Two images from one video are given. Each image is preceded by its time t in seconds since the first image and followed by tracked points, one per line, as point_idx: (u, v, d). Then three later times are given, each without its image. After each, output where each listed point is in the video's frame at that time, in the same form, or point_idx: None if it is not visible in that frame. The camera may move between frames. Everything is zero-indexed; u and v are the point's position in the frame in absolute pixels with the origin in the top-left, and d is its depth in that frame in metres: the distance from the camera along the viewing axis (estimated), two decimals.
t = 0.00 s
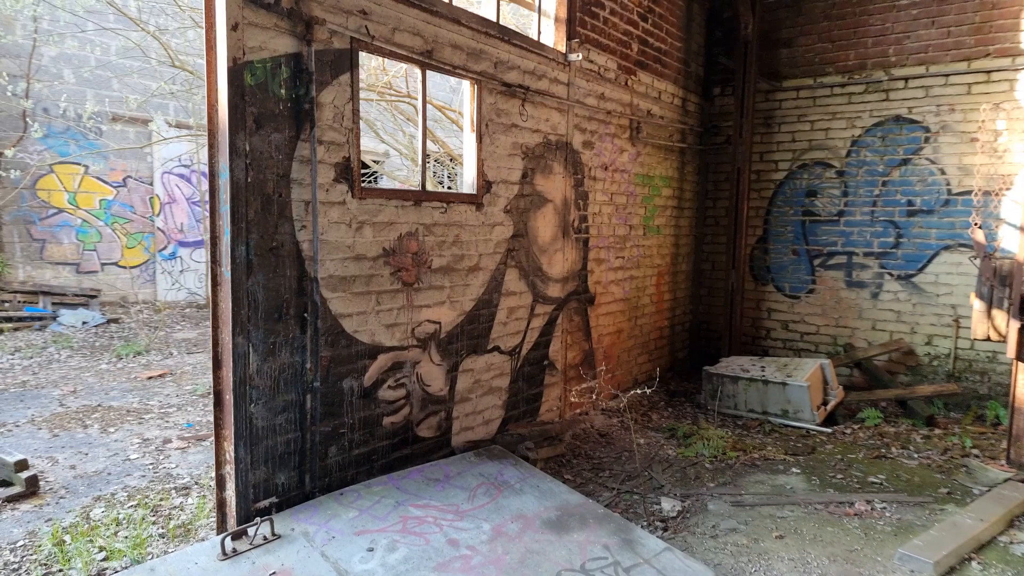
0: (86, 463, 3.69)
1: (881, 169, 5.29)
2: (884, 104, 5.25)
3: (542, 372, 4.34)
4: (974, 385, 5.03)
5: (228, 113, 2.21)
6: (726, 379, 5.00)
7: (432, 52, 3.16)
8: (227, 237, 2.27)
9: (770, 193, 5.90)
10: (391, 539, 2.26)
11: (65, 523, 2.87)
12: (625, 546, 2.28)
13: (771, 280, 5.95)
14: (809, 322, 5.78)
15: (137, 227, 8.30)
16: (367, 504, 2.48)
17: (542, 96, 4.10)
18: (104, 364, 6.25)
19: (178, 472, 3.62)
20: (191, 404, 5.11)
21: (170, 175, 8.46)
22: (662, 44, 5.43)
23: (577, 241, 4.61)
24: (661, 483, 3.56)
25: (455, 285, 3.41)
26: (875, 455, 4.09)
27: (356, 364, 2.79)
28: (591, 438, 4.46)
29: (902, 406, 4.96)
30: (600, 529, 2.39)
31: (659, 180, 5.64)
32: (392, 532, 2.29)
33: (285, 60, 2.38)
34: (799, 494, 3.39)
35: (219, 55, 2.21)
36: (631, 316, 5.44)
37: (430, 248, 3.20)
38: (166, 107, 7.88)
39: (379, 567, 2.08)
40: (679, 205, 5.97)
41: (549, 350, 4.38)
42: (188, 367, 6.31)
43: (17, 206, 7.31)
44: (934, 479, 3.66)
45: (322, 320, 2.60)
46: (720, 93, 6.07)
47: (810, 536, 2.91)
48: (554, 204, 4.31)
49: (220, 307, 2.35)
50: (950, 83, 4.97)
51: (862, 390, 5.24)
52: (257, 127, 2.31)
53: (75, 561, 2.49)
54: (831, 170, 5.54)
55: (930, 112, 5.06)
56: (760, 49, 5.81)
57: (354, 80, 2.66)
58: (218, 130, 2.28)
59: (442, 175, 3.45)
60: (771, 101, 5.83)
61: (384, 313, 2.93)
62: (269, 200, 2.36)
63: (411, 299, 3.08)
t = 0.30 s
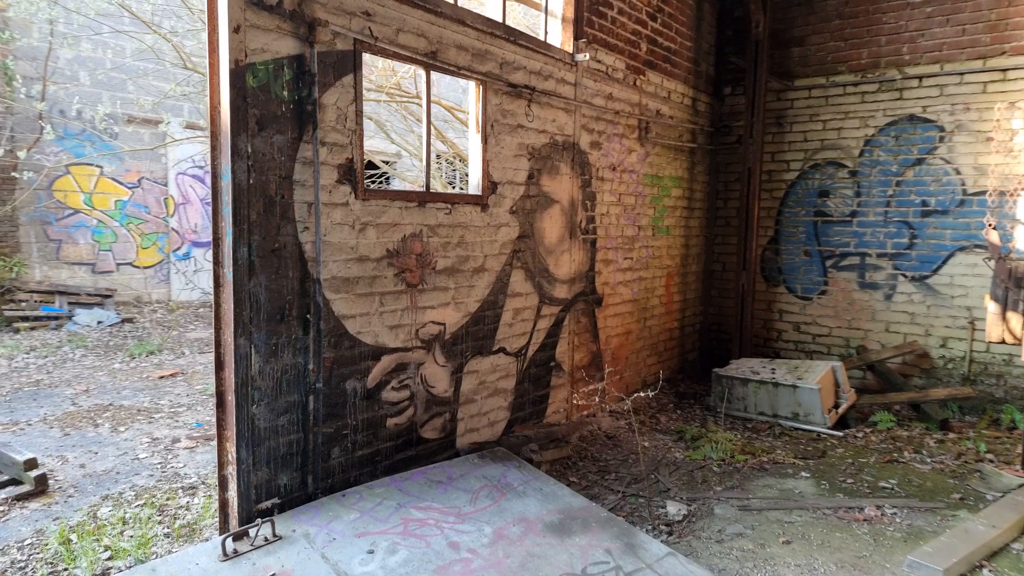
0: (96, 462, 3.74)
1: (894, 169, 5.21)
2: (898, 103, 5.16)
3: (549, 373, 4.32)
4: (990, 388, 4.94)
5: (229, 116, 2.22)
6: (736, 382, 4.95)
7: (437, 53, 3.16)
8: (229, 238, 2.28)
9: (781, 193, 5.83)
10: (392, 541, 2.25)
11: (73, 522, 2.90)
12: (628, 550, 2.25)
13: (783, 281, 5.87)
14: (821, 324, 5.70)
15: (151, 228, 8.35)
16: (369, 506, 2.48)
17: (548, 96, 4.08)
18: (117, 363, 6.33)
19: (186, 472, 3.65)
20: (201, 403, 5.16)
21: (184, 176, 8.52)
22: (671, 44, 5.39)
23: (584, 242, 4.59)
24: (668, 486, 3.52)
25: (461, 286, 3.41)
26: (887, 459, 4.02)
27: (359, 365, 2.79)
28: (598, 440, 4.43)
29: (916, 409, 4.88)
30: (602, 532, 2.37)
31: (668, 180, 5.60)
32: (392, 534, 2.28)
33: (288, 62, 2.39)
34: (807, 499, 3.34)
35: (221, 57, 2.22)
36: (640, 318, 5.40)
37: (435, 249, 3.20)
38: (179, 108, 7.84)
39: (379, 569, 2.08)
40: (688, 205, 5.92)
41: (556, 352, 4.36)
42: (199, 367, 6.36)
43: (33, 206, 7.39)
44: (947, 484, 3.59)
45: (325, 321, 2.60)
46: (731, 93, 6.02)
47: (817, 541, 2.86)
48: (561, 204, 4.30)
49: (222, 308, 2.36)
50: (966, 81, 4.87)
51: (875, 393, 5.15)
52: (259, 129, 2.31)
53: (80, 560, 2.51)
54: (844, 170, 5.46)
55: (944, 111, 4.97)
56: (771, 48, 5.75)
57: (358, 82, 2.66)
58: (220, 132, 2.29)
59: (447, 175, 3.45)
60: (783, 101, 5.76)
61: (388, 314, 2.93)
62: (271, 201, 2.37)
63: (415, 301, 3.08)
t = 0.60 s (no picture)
0: (108, 460, 3.78)
1: (913, 168, 5.10)
2: (916, 101, 5.05)
3: (557, 374, 4.29)
4: (1011, 392, 4.81)
5: (232, 118, 2.23)
6: (749, 384, 4.87)
7: (443, 53, 3.15)
8: (232, 238, 2.29)
9: (796, 193, 5.74)
10: (393, 542, 2.24)
11: (82, 519, 2.94)
12: (630, 554, 2.22)
13: (798, 282, 5.78)
14: (837, 326, 5.60)
15: (169, 227, 8.50)
16: (372, 506, 2.47)
17: (557, 95, 4.06)
18: (134, 361, 6.42)
19: (195, 470, 3.68)
20: (213, 401, 5.20)
21: (201, 176, 8.73)
22: (683, 42, 5.33)
23: (594, 242, 4.55)
24: (675, 490, 3.48)
25: (467, 287, 3.39)
26: (902, 464, 3.93)
27: (363, 365, 2.79)
28: (606, 441, 4.39)
29: (933, 413, 4.77)
30: (605, 536, 2.34)
31: (681, 179, 5.54)
32: (393, 536, 2.27)
33: (291, 62, 2.39)
34: (818, 504, 3.28)
35: (224, 58, 2.23)
36: (651, 319, 5.34)
37: (440, 249, 3.18)
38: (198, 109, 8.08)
39: (379, 571, 2.07)
40: (701, 205, 5.85)
41: (564, 353, 4.33)
42: (212, 366, 6.42)
43: (54, 206, 7.43)
44: (963, 490, 3.50)
45: (328, 321, 2.60)
46: (745, 91, 5.94)
47: (827, 548, 2.81)
48: (570, 204, 4.27)
49: (225, 308, 2.37)
50: (986, 79, 4.76)
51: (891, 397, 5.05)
52: (262, 129, 2.32)
53: (87, 557, 2.54)
54: (860, 169, 5.36)
55: (964, 108, 4.85)
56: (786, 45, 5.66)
57: (362, 83, 2.66)
58: (224, 133, 2.30)
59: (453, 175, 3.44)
60: (798, 99, 5.67)
61: (393, 314, 2.92)
62: (274, 202, 2.37)
63: (420, 301, 3.07)
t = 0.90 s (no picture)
0: (117, 458, 3.83)
1: (926, 168, 5.01)
2: (929, 99, 4.97)
3: (564, 375, 4.27)
4: None
5: (234, 119, 2.24)
6: (758, 386, 4.82)
7: (447, 53, 3.15)
8: (234, 239, 2.30)
9: (808, 193, 5.67)
10: (393, 542, 2.24)
11: (89, 516, 2.97)
12: (632, 557, 2.20)
13: (809, 283, 5.71)
14: (849, 327, 5.53)
15: (183, 227, 8.54)
16: (373, 507, 2.47)
17: (563, 94, 4.04)
18: (146, 360, 6.50)
19: (203, 469, 3.71)
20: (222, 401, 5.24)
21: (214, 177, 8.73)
22: (693, 40, 5.28)
23: (601, 242, 4.53)
24: (681, 492, 3.45)
25: (472, 287, 3.39)
26: (914, 467, 3.87)
27: (366, 366, 2.79)
28: (613, 443, 4.36)
29: (947, 416, 4.69)
30: (607, 538, 2.32)
31: (690, 179, 5.50)
32: (394, 536, 2.27)
33: (294, 63, 2.40)
34: (826, 507, 3.23)
35: (226, 59, 2.25)
36: (660, 319, 5.30)
37: (444, 250, 3.18)
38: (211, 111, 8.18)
39: (378, 571, 2.06)
40: (710, 205, 5.80)
41: (570, 353, 4.31)
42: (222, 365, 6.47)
43: (70, 207, 7.54)
44: (975, 495, 3.44)
45: (331, 322, 2.61)
46: (756, 90, 5.88)
47: (834, 552, 2.77)
48: (576, 204, 4.25)
49: (227, 308, 2.39)
50: (1001, 76, 4.67)
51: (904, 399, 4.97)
52: (264, 130, 2.33)
53: (92, 555, 2.57)
54: (873, 169, 5.29)
55: (979, 106, 4.76)
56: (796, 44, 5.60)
57: (365, 84, 2.66)
58: (226, 133, 2.31)
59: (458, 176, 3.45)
60: (809, 98, 5.60)
61: (396, 314, 2.93)
62: (276, 203, 2.39)
63: (424, 301, 3.07)
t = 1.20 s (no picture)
0: (126, 456, 3.87)
1: (940, 167, 4.94)
2: (943, 98, 4.89)
3: (570, 375, 4.25)
4: None
5: (235, 119, 2.25)
6: (768, 387, 4.76)
7: (451, 53, 3.15)
8: (237, 239, 2.32)
9: (820, 192, 5.60)
10: (393, 542, 2.24)
11: (96, 513, 3.00)
12: (632, 559, 2.18)
13: (820, 283, 5.64)
14: (860, 328, 5.45)
15: (197, 228, 8.55)
16: (374, 506, 2.48)
17: (570, 93, 4.02)
18: (158, 359, 6.56)
19: (210, 466, 3.74)
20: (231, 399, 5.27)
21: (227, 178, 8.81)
22: (702, 39, 5.24)
23: (607, 242, 4.50)
24: (686, 494, 3.41)
25: (476, 287, 3.38)
26: (925, 471, 3.81)
27: (369, 365, 2.80)
28: (619, 444, 4.33)
29: (960, 419, 4.61)
30: (608, 540, 2.31)
31: (699, 179, 5.46)
32: (394, 536, 2.27)
33: (296, 64, 2.41)
34: (833, 511, 3.19)
35: (228, 60, 2.26)
36: (667, 320, 5.27)
37: (448, 249, 3.17)
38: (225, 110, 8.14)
39: (377, 570, 2.06)
40: (720, 204, 5.75)
41: (576, 354, 4.29)
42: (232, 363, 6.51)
43: (85, 207, 7.65)
44: (987, 499, 3.37)
45: (333, 321, 2.62)
46: (767, 89, 5.83)
47: (840, 556, 2.73)
48: (583, 204, 4.23)
49: (229, 308, 2.40)
50: (1017, 74, 4.58)
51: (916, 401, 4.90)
52: (266, 130, 2.34)
53: (97, 552, 2.59)
54: (885, 168, 5.21)
55: (993, 105, 4.68)
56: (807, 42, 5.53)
57: (368, 84, 2.67)
58: (228, 133, 2.32)
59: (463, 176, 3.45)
60: (820, 96, 5.53)
61: (399, 314, 2.92)
62: (279, 203, 2.40)
63: (427, 301, 3.07)
